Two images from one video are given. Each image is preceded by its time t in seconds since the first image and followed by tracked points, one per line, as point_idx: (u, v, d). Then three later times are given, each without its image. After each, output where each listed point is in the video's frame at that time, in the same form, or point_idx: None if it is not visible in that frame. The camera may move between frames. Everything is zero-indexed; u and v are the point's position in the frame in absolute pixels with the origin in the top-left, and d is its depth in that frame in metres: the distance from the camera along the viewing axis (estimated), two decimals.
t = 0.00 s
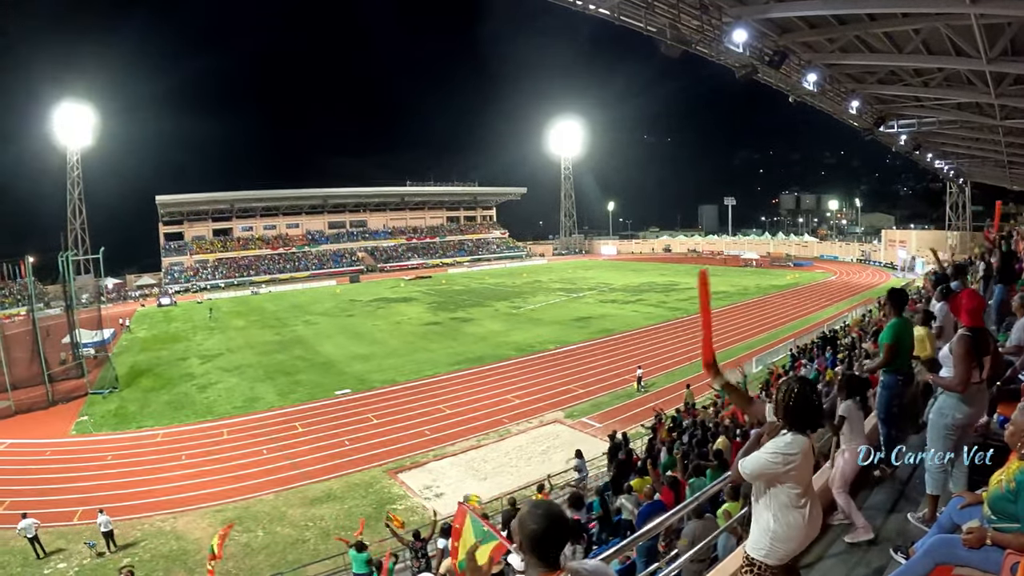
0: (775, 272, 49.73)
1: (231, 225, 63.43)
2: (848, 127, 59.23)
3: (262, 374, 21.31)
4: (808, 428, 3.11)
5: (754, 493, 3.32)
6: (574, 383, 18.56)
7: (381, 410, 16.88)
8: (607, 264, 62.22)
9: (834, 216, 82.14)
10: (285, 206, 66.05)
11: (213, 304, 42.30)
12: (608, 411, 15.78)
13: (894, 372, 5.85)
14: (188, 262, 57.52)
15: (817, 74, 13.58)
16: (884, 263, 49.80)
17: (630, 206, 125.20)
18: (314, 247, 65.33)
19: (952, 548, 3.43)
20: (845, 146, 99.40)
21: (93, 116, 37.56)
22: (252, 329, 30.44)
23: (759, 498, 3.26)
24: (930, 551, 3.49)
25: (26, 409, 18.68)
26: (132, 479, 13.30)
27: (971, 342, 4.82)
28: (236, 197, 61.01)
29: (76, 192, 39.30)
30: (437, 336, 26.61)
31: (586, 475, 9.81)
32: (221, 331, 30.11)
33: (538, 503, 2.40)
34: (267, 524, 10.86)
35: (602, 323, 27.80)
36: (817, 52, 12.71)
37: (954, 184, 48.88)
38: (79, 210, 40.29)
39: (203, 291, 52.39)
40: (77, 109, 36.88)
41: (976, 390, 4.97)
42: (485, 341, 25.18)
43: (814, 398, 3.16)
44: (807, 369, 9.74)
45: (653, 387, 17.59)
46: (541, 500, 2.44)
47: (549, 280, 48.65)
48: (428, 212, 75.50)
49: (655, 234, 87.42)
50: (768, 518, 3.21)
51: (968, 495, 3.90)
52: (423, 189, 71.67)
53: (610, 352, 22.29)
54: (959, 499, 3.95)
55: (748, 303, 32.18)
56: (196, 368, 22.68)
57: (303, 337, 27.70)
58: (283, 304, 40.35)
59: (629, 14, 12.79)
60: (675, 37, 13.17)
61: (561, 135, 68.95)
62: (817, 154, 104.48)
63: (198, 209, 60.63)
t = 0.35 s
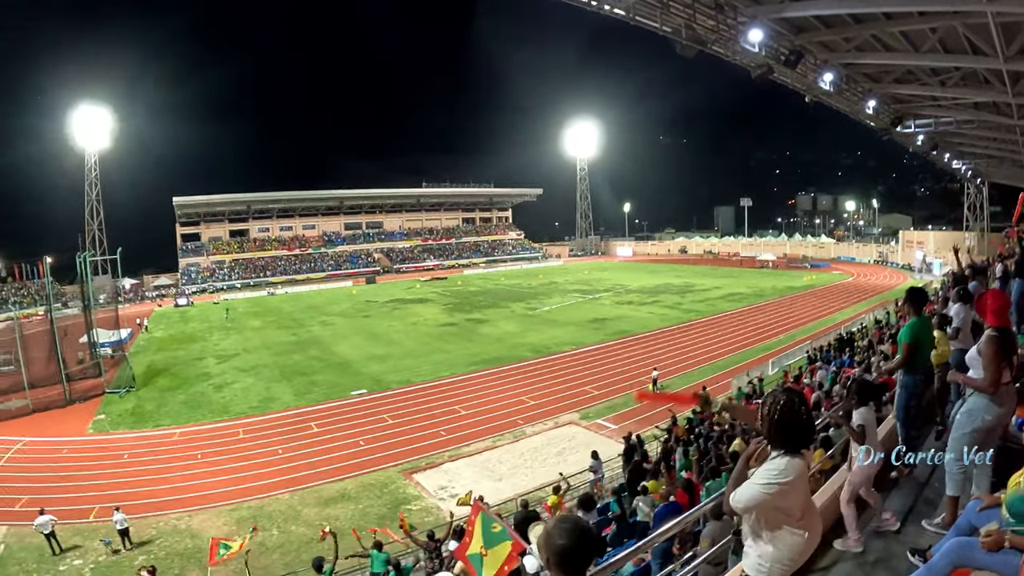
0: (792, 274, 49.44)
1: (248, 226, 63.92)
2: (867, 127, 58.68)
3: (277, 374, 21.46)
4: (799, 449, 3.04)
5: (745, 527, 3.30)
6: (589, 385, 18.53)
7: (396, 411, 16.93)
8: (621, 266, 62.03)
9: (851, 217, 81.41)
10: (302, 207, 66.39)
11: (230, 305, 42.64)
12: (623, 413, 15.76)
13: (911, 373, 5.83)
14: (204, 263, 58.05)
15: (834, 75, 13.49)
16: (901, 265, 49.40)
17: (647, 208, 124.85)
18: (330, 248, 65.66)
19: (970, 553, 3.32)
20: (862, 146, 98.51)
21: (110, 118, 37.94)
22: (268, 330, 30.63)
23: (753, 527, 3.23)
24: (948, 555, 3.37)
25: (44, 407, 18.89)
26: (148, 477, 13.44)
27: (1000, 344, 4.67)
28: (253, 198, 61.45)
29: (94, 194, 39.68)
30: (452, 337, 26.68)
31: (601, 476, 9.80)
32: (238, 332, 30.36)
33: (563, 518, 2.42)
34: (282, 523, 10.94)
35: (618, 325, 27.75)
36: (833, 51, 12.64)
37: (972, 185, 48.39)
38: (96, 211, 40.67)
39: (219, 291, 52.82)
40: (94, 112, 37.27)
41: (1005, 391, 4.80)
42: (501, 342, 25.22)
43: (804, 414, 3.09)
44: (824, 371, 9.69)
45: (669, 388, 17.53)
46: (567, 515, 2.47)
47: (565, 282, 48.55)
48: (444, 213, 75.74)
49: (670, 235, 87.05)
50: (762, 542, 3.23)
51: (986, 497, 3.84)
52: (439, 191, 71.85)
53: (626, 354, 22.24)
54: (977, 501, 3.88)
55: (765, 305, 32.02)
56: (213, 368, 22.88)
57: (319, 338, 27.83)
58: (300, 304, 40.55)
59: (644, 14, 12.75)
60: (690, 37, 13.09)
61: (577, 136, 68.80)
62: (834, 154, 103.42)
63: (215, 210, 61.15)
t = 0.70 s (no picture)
0: (805, 276, 49.21)
1: (261, 227, 64.34)
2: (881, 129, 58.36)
3: (290, 375, 21.59)
4: (808, 468, 2.99)
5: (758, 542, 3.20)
6: (601, 387, 18.51)
7: (409, 412, 16.98)
8: (634, 268, 61.95)
9: (864, 219, 80.98)
10: (315, 209, 66.69)
11: (244, 306, 42.91)
12: (636, 415, 15.75)
13: (927, 384, 5.74)
14: (218, 264, 58.46)
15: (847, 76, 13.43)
16: (915, 267, 49.11)
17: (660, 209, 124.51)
18: (344, 249, 65.97)
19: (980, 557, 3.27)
20: (877, 148, 97.77)
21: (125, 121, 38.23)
22: (282, 331, 30.81)
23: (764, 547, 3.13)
24: (959, 559, 3.32)
25: (58, 407, 19.06)
26: (161, 477, 13.55)
27: (1011, 348, 4.64)
28: (266, 200, 61.77)
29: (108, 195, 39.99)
30: (465, 339, 26.74)
31: (613, 478, 9.75)
32: (251, 333, 30.54)
33: (581, 509, 2.41)
34: (294, 523, 11.00)
35: (631, 327, 27.73)
36: (847, 53, 12.61)
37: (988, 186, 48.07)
38: (110, 213, 40.91)
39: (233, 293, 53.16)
40: (109, 114, 37.59)
41: (1014, 394, 4.79)
42: (514, 344, 25.24)
43: (815, 431, 3.03)
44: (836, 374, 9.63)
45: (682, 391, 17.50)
46: (584, 506, 2.47)
47: (578, 284, 48.52)
48: (457, 215, 76.04)
49: (684, 237, 86.84)
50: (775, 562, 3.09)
51: (997, 502, 3.76)
52: (452, 193, 72.04)
53: (638, 356, 22.22)
54: (988, 506, 3.81)
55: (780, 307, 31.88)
56: (227, 368, 23.05)
57: (332, 339, 27.98)
58: (313, 305, 40.77)
59: (656, 16, 12.63)
60: (704, 39, 12.88)
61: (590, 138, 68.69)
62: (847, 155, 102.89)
63: (229, 211, 61.56)
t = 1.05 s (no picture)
0: (821, 278, 48.86)
1: (277, 229, 64.77)
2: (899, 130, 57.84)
3: (304, 376, 21.73)
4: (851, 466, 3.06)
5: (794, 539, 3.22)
6: (616, 390, 18.47)
7: (423, 414, 17.03)
8: (647, 270, 61.76)
9: (880, 221, 80.39)
10: (330, 211, 66.98)
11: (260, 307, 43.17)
12: (650, 417, 15.72)
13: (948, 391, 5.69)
14: (234, 266, 58.86)
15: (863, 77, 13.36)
16: (931, 269, 48.66)
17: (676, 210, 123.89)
18: (359, 251, 66.26)
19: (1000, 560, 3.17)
20: (893, 149, 96.83)
21: (142, 123, 38.64)
22: (297, 332, 31.00)
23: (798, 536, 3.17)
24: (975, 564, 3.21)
25: (75, 407, 19.29)
26: (176, 476, 13.68)
27: None
28: (281, 202, 62.09)
29: (126, 196, 40.45)
30: (480, 340, 26.79)
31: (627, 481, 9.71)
32: (266, 334, 30.74)
33: (584, 497, 2.34)
34: (309, 524, 11.07)
35: (645, 329, 27.69)
36: (862, 53, 12.59)
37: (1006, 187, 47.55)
38: (127, 215, 41.15)
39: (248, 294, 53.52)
40: (127, 117, 37.98)
41: None
42: (529, 346, 25.24)
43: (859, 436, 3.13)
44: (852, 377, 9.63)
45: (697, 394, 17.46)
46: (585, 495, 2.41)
47: (593, 285, 48.42)
48: (472, 217, 76.26)
49: (698, 239, 86.48)
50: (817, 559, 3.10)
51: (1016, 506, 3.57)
52: (467, 195, 72.14)
53: (653, 358, 22.18)
54: (1006, 510, 3.61)
55: (796, 309, 31.69)
56: (242, 369, 23.22)
57: (347, 340, 28.12)
58: (328, 307, 40.95)
59: (671, 17, 12.60)
60: (718, 40, 12.83)
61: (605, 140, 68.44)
62: (863, 156, 101.92)
63: (244, 213, 61.98)
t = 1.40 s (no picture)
0: (834, 280, 48.48)
1: (289, 230, 65.09)
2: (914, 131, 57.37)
3: (315, 376, 21.83)
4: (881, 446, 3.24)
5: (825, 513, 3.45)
6: (626, 391, 18.44)
7: (434, 414, 17.07)
8: (658, 271, 61.57)
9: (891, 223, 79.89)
10: (342, 212, 67.19)
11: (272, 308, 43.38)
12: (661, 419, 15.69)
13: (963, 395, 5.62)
14: (245, 266, 59.16)
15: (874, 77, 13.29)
16: (944, 270, 48.28)
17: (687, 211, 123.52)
18: (371, 252, 66.43)
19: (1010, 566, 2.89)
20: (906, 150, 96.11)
21: (154, 125, 38.91)
22: (309, 333, 31.13)
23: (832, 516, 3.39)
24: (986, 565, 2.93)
25: (87, 406, 19.46)
26: (186, 475, 13.76)
27: None
28: (293, 204, 62.25)
29: (139, 198, 40.74)
30: (491, 342, 26.82)
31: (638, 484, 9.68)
32: (278, 334, 30.90)
33: (590, 492, 2.38)
34: (319, 523, 11.13)
35: (657, 331, 27.64)
36: (873, 53, 12.54)
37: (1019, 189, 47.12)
38: (139, 216, 41.29)
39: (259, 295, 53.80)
40: (140, 119, 38.27)
41: None
42: (540, 347, 25.24)
43: (885, 420, 3.33)
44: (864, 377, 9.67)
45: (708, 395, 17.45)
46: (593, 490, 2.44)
47: (605, 287, 48.38)
48: (483, 219, 76.40)
49: (710, 240, 86.17)
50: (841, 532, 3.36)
51: None
52: (479, 197, 72.19)
53: (665, 360, 22.15)
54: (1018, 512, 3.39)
55: (809, 311, 31.54)
56: (254, 369, 23.36)
57: (359, 341, 28.21)
58: (339, 308, 41.10)
59: (682, 18, 12.58)
60: (730, 40, 12.78)
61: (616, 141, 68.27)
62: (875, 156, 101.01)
63: (257, 214, 62.29)
